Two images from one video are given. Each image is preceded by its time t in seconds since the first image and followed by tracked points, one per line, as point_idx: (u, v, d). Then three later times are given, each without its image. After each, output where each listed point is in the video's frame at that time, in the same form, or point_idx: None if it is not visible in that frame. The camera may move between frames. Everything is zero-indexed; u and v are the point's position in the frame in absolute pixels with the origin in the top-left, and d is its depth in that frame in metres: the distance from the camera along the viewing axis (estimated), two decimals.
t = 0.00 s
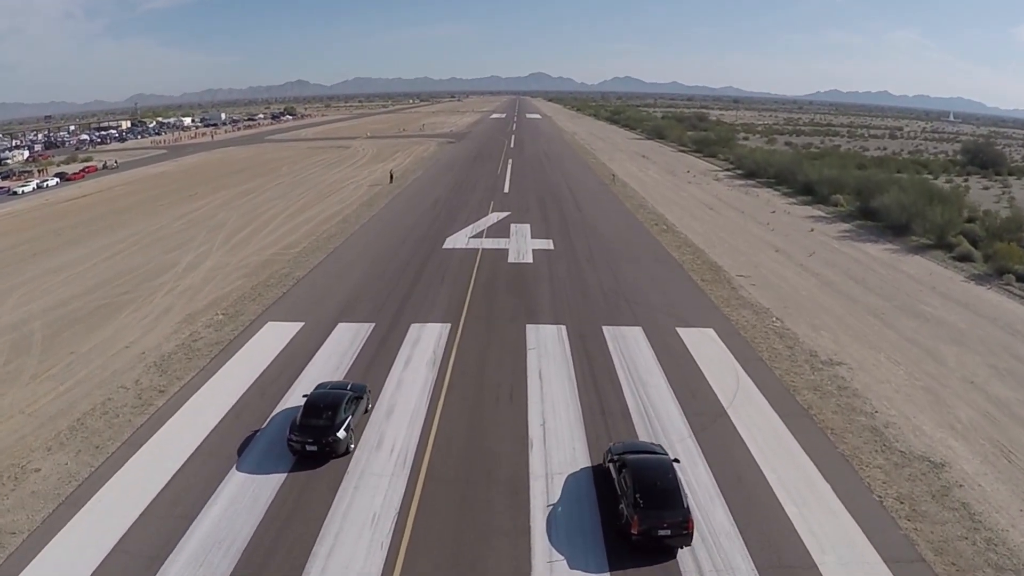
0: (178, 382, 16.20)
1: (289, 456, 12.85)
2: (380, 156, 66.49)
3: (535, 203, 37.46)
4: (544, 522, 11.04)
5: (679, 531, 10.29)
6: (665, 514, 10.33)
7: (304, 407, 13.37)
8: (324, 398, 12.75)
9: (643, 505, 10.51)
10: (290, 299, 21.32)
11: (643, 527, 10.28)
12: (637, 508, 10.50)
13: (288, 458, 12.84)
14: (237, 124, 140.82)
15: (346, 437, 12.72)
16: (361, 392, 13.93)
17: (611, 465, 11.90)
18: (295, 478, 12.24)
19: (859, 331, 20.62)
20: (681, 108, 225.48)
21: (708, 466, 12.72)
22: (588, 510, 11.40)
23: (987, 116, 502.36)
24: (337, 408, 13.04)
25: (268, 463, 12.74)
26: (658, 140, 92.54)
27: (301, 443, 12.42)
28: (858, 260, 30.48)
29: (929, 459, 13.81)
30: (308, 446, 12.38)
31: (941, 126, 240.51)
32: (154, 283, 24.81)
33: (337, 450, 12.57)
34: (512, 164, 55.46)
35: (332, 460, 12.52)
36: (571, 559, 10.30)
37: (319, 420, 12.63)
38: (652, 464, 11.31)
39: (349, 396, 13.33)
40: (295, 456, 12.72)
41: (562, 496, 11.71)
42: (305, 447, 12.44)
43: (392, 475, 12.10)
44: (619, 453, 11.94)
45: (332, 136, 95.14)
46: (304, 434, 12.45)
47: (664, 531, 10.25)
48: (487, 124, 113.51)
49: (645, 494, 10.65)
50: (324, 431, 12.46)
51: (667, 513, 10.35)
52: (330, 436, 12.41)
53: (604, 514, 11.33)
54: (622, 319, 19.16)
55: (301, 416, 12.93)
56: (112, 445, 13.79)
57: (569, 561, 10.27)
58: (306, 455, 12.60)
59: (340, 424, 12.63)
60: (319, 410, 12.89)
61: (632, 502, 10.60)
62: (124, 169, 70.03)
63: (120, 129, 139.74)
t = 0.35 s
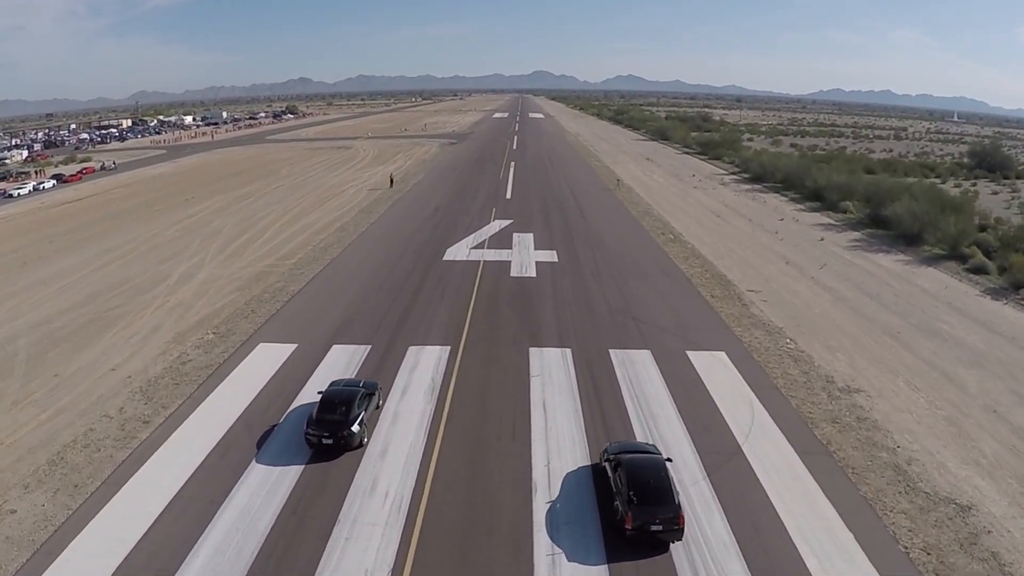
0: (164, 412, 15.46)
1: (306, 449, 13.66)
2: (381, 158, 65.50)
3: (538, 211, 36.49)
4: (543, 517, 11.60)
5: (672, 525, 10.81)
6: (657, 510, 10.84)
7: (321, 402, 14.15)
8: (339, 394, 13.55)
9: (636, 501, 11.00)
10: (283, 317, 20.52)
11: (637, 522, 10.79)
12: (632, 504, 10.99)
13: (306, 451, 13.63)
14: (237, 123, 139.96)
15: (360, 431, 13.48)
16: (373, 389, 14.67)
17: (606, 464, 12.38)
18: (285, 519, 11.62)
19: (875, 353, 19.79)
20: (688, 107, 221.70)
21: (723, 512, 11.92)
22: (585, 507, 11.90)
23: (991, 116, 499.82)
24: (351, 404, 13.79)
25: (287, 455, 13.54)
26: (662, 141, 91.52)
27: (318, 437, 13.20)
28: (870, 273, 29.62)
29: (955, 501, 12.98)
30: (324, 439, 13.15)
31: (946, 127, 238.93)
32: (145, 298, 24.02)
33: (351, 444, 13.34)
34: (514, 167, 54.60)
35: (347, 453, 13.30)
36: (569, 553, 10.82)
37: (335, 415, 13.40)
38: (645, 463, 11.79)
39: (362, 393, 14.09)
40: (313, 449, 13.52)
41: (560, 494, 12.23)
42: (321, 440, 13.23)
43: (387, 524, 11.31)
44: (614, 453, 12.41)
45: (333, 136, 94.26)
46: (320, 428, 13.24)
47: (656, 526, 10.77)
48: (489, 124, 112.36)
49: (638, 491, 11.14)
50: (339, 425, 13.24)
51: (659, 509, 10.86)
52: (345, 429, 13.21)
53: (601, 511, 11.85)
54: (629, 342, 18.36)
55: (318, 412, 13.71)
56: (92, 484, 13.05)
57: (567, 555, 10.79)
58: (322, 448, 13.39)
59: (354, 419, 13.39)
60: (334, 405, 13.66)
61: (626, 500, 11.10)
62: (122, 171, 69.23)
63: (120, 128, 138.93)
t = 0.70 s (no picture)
0: (144, 445, 14.63)
1: (319, 437, 14.39)
2: (379, 159, 64.49)
3: (539, 218, 35.59)
4: (541, 505, 12.20)
5: (661, 510, 11.38)
6: (648, 497, 11.41)
7: (332, 394, 14.86)
8: (350, 387, 14.24)
9: (628, 489, 11.57)
10: (272, 335, 19.69)
11: (629, 508, 11.36)
12: (623, 492, 11.55)
13: (318, 439, 14.36)
14: (236, 122, 138.99)
15: (370, 421, 14.21)
16: (381, 382, 15.35)
17: (600, 455, 12.95)
18: (269, 568, 10.78)
19: (890, 373, 18.93)
20: (688, 106, 220.58)
21: (738, 560, 11.08)
22: (580, 494, 12.49)
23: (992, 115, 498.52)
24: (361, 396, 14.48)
25: (301, 443, 14.26)
26: (663, 141, 90.57)
27: (330, 426, 13.93)
28: (881, 283, 28.78)
29: (982, 545, 12.12)
30: (337, 429, 13.87)
31: (948, 126, 237.93)
32: (131, 312, 23.14)
33: (361, 433, 14.04)
34: (514, 170, 53.67)
35: (357, 442, 14.02)
36: (565, 538, 11.42)
37: (346, 406, 14.11)
38: (636, 453, 12.37)
39: (372, 386, 14.78)
40: (325, 437, 14.24)
41: (556, 483, 12.83)
42: (334, 430, 13.95)
43: None
44: (606, 444, 12.99)
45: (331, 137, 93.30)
46: (333, 418, 13.97)
47: (647, 512, 11.35)
48: (489, 124, 111.28)
49: (629, 479, 11.71)
50: (351, 416, 13.97)
51: (649, 496, 11.43)
52: (357, 419, 13.93)
53: (595, 498, 12.45)
54: (634, 364, 17.52)
55: (330, 403, 14.41)
56: (65, 527, 12.19)
57: (563, 539, 11.40)
58: (334, 437, 14.11)
59: (365, 410, 14.11)
60: (346, 397, 14.37)
61: (617, 488, 11.66)
62: (117, 173, 68.23)
63: (117, 128, 137.91)
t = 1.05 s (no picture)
0: (117, 481, 13.72)
1: (329, 422, 15.21)
2: (375, 160, 63.23)
3: (538, 224, 34.56)
4: (537, 489, 12.88)
5: (649, 491, 12.07)
6: (637, 480, 12.09)
7: (342, 382, 15.66)
8: (358, 375, 14.98)
9: (618, 472, 12.26)
10: (258, 353, 18.75)
11: (619, 491, 12.04)
12: (614, 475, 12.24)
13: (328, 424, 15.17)
14: (231, 121, 137.57)
15: (377, 407, 15.02)
16: (387, 371, 16.12)
17: (592, 442, 13.62)
18: None
19: (908, 398, 18.03)
20: (687, 104, 219.54)
21: None
22: (574, 479, 13.18)
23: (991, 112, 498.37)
24: (369, 384, 15.26)
25: (312, 427, 15.08)
26: (664, 141, 89.52)
27: (340, 412, 14.75)
28: (891, 293, 27.91)
29: None
30: (346, 414, 14.69)
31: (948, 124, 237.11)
32: (113, 327, 22.14)
33: (369, 419, 14.84)
34: (512, 172, 52.59)
35: (365, 427, 14.82)
36: (558, 518, 12.09)
37: (355, 393, 14.91)
38: (626, 440, 13.04)
39: (379, 374, 15.56)
40: (335, 422, 15.06)
41: (551, 468, 13.52)
42: (343, 415, 14.77)
43: None
44: (598, 431, 13.66)
45: (327, 136, 92.02)
46: (342, 403, 14.79)
47: (635, 494, 12.03)
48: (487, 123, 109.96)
49: (619, 463, 12.40)
50: (359, 402, 14.76)
51: (638, 479, 12.12)
52: (365, 404, 14.73)
53: (588, 481, 13.14)
54: (640, 387, 16.62)
55: (340, 390, 15.21)
56: None
57: (556, 520, 12.07)
58: (343, 422, 14.92)
59: (372, 397, 14.90)
60: (355, 384, 15.17)
61: (608, 471, 12.34)
62: (108, 173, 67.00)
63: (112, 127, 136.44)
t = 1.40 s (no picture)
0: (89, 521, 12.73)
1: (339, 405, 16.28)
2: (372, 160, 61.88)
3: (539, 228, 33.46)
4: (535, 472, 13.70)
5: (639, 470, 12.92)
6: (628, 462, 12.92)
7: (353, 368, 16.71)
8: (369, 362, 16.04)
9: (611, 455, 13.08)
10: (243, 375, 17.83)
11: (612, 472, 12.89)
12: (607, 458, 13.08)
13: (339, 407, 16.23)
14: (229, 118, 136.04)
15: (387, 392, 16.11)
16: (395, 358, 17.19)
17: (587, 427, 14.44)
18: None
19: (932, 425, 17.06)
20: (690, 101, 217.72)
21: None
22: (570, 462, 14.02)
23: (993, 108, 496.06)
24: (378, 370, 16.32)
25: (325, 409, 16.15)
26: (667, 139, 88.23)
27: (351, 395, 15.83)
28: (907, 304, 26.91)
29: None
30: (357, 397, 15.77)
31: (952, 120, 235.35)
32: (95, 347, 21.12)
33: (378, 402, 15.92)
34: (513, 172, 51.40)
35: (375, 409, 15.88)
36: (557, 498, 12.95)
37: (365, 378, 15.98)
38: (619, 424, 13.84)
39: (388, 361, 16.63)
40: (345, 404, 16.11)
41: (550, 469, 13.81)
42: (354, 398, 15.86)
43: None
44: (594, 417, 14.45)
45: (326, 134, 90.68)
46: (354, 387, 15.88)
47: (627, 475, 12.88)
48: (487, 121, 108.52)
49: (612, 446, 13.22)
50: (369, 386, 15.85)
51: (630, 461, 12.94)
52: (374, 388, 15.82)
53: (584, 464, 14.00)
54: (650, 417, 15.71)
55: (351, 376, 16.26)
56: None
57: (554, 499, 12.94)
58: (354, 405, 15.99)
59: (381, 381, 15.98)
60: (365, 370, 16.24)
61: (602, 454, 13.17)
62: (102, 174, 65.76)
63: (109, 125, 135.00)
